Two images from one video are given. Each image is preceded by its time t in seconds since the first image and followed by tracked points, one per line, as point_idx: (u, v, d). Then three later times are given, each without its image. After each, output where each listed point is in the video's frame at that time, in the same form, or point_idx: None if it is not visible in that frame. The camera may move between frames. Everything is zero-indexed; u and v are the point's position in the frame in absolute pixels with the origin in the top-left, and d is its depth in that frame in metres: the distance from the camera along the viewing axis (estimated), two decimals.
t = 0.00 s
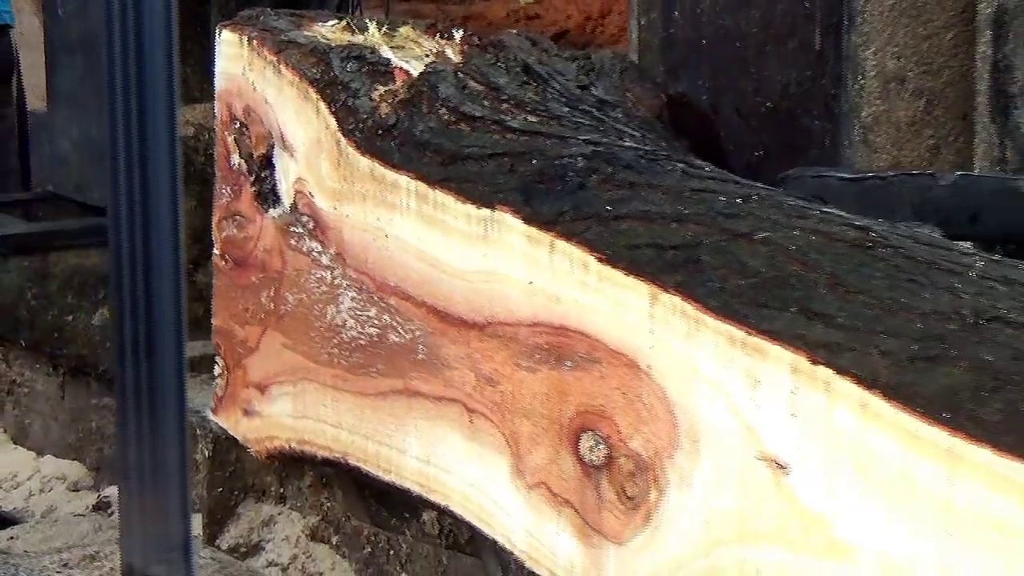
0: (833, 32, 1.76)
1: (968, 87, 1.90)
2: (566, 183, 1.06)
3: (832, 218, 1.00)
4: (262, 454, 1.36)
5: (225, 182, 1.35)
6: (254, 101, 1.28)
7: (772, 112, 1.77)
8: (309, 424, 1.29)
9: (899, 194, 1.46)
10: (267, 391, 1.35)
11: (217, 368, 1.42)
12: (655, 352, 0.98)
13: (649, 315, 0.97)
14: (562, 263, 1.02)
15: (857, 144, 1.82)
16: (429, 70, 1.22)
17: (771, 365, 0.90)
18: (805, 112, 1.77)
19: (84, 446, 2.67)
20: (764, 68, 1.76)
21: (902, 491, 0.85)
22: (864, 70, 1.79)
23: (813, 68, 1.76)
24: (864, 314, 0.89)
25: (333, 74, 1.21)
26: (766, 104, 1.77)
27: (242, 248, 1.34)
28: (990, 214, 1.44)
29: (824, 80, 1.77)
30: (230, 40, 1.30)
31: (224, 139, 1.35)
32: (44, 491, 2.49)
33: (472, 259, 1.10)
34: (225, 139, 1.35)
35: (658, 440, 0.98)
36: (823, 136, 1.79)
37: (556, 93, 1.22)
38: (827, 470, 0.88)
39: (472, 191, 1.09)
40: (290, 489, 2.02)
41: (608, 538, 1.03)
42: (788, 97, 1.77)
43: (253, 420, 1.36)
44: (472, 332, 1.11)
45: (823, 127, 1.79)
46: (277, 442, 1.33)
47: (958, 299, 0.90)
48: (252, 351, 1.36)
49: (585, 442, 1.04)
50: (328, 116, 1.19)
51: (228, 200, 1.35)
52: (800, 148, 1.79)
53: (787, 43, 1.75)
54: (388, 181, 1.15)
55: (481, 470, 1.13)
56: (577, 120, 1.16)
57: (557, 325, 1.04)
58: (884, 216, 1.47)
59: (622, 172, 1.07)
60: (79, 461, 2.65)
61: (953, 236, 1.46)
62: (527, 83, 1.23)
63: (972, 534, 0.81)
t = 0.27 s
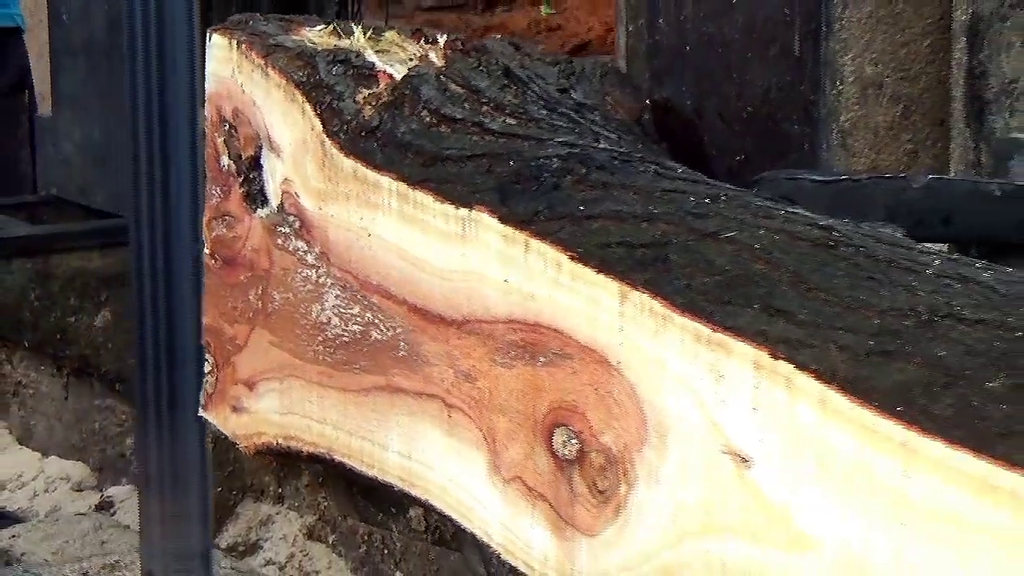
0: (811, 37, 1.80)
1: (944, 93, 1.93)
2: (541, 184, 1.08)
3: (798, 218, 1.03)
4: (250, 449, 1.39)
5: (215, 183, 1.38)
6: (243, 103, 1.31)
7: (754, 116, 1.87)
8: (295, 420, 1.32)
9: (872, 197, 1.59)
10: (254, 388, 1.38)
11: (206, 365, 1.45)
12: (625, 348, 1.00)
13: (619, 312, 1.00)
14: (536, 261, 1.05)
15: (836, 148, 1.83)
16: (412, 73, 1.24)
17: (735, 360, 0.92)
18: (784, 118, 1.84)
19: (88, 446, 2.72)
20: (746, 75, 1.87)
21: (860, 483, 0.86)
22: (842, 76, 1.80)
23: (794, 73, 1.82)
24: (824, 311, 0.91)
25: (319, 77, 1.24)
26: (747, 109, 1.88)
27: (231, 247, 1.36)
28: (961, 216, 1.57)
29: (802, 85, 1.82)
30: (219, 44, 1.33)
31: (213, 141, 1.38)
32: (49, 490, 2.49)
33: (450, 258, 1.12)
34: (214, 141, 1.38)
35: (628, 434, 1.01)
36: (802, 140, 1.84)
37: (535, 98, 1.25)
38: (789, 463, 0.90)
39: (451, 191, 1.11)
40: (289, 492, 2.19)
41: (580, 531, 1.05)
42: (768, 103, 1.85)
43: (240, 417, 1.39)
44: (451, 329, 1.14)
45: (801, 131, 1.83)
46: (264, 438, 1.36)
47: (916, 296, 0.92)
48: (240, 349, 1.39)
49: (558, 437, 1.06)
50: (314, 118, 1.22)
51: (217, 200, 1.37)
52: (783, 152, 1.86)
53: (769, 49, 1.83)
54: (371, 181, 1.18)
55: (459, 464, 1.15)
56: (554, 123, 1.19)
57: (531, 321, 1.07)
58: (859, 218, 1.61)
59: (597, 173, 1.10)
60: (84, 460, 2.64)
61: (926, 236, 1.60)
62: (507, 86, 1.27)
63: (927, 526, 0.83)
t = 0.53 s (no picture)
0: (796, 45, 1.86)
1: (927, 100, 2.00)
2: (523, 187, 1.10)
3: (773, 220, 1.05)
4: (242, 449, 1.41)
5: (208, 187, 1.41)
6: (236, 108, 1.34)
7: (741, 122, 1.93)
8: (285, 419, 1.34)
9: (851, 201, 1.59)
10: (246, 388, 1.40)
11: (200, 365, 1.48)
12: (603, 347, 1.02)
13: (597, 312, 1.02)
14: (517, 262, 1.07)
15: (820, 155, 1.90)
16: (400, 78, 1.26)
17: (708, 359, 0.95)
18: (770, 122, 1.91)
19: (91, 448, 2.80)
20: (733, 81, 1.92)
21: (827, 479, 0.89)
22: (825, 83, 1.87)
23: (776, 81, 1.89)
24: (794, 310, 0.93)
25: (309, 83, 1.26)
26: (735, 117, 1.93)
27: (224, 250, 1.39)
28: (939, 220, 1.58)
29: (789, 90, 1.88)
30: (212, 51, 1.36)
31: (207, 145, 1.40)
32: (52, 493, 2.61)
33: (435, 260, 1.15)
34: (207, 145, 1.40)
35: (606, 431, 1.03)
36: (787, 146, 1.90)
37: (520, 104, 1.27)
38: (760, 460, 0.92)
39: (436, 194, 1.14)
40: (287, 493, 2.32)
41: (560, 526, 1.07)
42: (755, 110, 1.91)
43: (232, 416, 1.42)
44: (436, 329, 1.16)
45: (786, 136, 1.90)
46: (256, 437, 1.39)
47: (884, 296, 0.94)
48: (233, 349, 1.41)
49: (539, 434, 1.08)
50: (304, 122, 1.25)
51: (211, 203, 1.40)
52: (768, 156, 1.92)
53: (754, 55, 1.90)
54: (359, 185, 1.20)
55: (444, 462, 1.17)
56: (537, 128, 1.20)
57: (513, 321, 1.09)
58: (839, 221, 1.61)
59: (578, 176, 1.11)
60: (87, 463, 2.77)
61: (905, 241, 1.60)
62: (493, 92, 1.28)
63: (891, 519, 0.86)
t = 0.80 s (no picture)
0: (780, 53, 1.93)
1: (910, 107, 2.08)
2: (505, 191, 1.13)
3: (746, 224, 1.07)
4: (235, 448, 1.44)
5: (202, 191, 1.44)
6: (228, 114, 1.37)
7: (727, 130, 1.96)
8: (276, 419, 1.37)
9: (830, 205, 1.57)
10: (238, 389, 1.43)
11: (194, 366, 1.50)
12: (579, 346, 1.04)
13: (573, 312, 1.04)
14: (497, 265, 1.09)
15: (803, 161, 1.97)
16: (388, 85, 1.29)
17: (680, 358, 0.97)
18: (753, 129, 1.96)
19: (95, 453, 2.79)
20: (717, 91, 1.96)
21: (793, 473, 0.91)
22: (810, 89, 1.94)
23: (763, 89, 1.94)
24: (764, 310, 0.95)
25: (299, 89, 1.29)
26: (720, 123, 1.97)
27: (217, 253, 1.42)
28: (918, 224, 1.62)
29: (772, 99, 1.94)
30: (206, 58, 1.39)
31: (201, 151, 1.44)
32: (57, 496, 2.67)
33: (419, 262, 1.17)
34: (201, 150, 1.44)
35: (583, 429, 1.05)
36: (771, 152, 1.96)
37: (505, 110, 1.30)
38: (730, 456, 0.95)
39: (420, 197, 1.16)
40: (287, 496, 2.34)
41: (539, 522, 1.09)
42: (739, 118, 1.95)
43: (225, 416, 1.44)
44: (420, 330, 1.19)
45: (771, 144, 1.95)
46: (248, 436, 1.41)
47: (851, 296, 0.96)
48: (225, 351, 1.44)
49: (519, 433, 1.11)
50: (293, 128, 1.28)
51: (205, 207, 1.43)
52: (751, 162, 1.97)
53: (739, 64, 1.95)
54: (346, 189, 1.23)
55: (429, 460, 1.20)
56: (521, 134, 1.23)
57: (494, 322, 1.11)
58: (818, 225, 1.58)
59: (558, 180, 1.14)
60: (92, 467, 2.78)
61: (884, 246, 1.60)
62: (479, 98, 1.31)
63: (855, 512, 0.88)
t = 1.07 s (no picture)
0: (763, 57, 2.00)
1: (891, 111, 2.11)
2: (486, 193, 1.15)
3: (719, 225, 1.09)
4: (225, 446, 1.46)
5: (194, 194, 1.47)
6: (220, 118, 1.40)
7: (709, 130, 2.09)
8: (266, 417, 1.40)
9: (808, 208, 1.63)
10: (229, 388, 1.45)
11: (186, 367, 1.53)
12: (556, 344, 1.07)
13: (551, 311, 1.07)
14: (478, 265, 1.12)
15: (785, 164, 2.02)
16: (375, 89, 1.31)
17: (652, 356, 0.99)
18: (738, 133, 2.04)
19: (100, 455, 2.83)
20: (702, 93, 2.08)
21: (761, 467, 0.93)
22: (792, 94, 1.99)
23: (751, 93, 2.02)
24: (733, 308, 0.98)
25: (289, 93, 1.32)
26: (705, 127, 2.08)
27: (209, 255, 1.45)
28: (894, 226, 1.64)
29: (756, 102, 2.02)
30: (198, 63, 1.42)
31: (194, 154, 1.47)
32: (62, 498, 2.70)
33: (402, 262, 1.20)
34: (194, 154, 1.47)
35: (559, 425, 1.08)
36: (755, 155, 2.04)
37: (488, 114, 1.33)
38: (700, 451, 0.97)
39: (404, 199, 1.19)
40: (287, 497, 2.35)
41: (518, 517, 1.12)
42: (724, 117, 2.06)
43: (217, 415, 1.47)
44: (404, 329, 1.21)
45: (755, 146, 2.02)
46: (238, 435, 1.44)
47: (817, 295, 0.98)
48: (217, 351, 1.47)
49: (499, 429, 1.13)
50: (282, 132, 1.31)
51: (197, 210, 1.46)
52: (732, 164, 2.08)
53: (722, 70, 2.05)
54: (333, 192, 1.26)
55: (412, 456, 1.22)
56: (503, 138, 1.26)
57: (475, 321, 1.14)
58: (795, 227, 1.64)
59: (537, 182, 1.16)
60: (97, 470, 2.82)
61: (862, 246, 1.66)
62: (463, 103, 1.33)
63: (820, 503, 0.90)
